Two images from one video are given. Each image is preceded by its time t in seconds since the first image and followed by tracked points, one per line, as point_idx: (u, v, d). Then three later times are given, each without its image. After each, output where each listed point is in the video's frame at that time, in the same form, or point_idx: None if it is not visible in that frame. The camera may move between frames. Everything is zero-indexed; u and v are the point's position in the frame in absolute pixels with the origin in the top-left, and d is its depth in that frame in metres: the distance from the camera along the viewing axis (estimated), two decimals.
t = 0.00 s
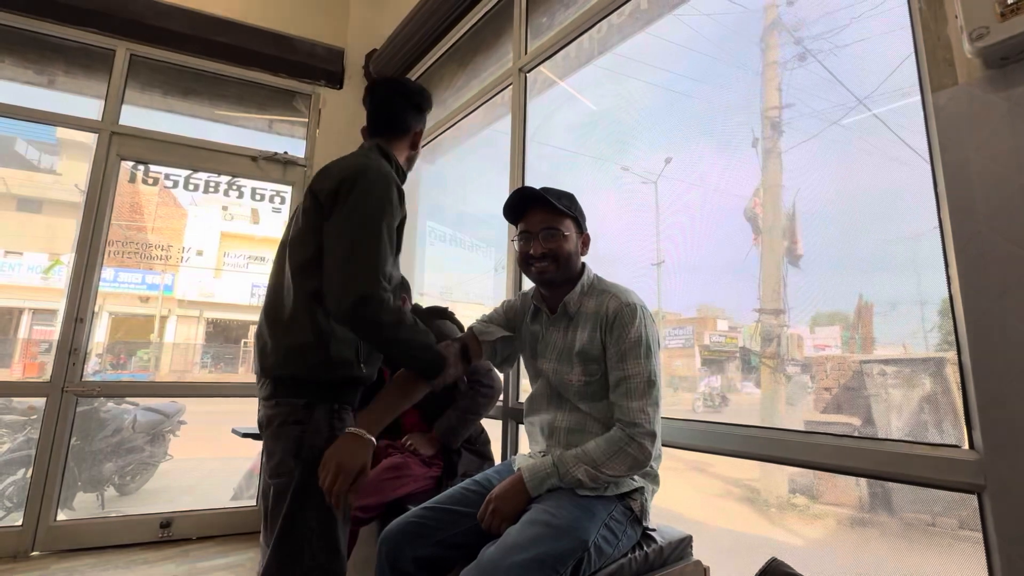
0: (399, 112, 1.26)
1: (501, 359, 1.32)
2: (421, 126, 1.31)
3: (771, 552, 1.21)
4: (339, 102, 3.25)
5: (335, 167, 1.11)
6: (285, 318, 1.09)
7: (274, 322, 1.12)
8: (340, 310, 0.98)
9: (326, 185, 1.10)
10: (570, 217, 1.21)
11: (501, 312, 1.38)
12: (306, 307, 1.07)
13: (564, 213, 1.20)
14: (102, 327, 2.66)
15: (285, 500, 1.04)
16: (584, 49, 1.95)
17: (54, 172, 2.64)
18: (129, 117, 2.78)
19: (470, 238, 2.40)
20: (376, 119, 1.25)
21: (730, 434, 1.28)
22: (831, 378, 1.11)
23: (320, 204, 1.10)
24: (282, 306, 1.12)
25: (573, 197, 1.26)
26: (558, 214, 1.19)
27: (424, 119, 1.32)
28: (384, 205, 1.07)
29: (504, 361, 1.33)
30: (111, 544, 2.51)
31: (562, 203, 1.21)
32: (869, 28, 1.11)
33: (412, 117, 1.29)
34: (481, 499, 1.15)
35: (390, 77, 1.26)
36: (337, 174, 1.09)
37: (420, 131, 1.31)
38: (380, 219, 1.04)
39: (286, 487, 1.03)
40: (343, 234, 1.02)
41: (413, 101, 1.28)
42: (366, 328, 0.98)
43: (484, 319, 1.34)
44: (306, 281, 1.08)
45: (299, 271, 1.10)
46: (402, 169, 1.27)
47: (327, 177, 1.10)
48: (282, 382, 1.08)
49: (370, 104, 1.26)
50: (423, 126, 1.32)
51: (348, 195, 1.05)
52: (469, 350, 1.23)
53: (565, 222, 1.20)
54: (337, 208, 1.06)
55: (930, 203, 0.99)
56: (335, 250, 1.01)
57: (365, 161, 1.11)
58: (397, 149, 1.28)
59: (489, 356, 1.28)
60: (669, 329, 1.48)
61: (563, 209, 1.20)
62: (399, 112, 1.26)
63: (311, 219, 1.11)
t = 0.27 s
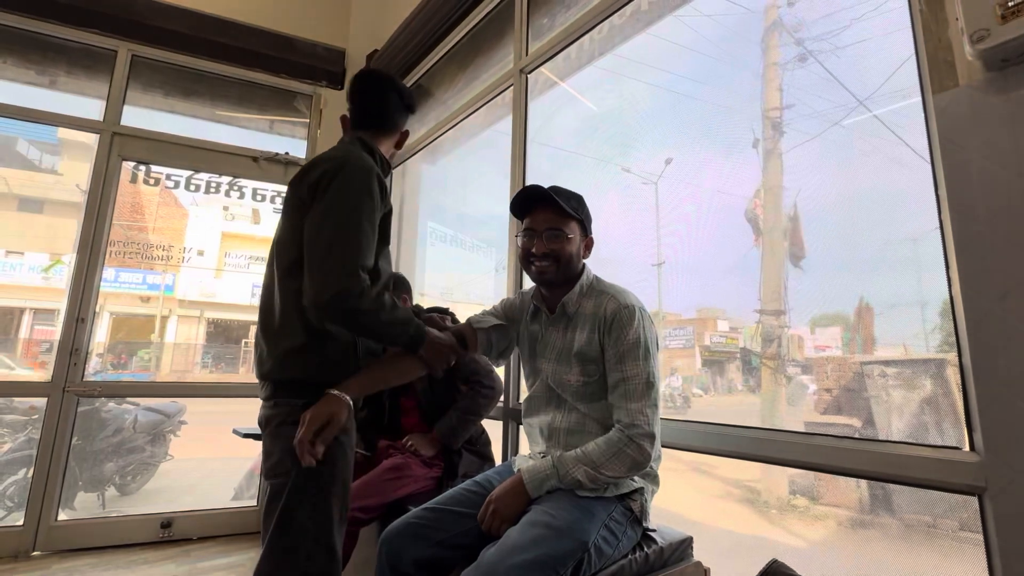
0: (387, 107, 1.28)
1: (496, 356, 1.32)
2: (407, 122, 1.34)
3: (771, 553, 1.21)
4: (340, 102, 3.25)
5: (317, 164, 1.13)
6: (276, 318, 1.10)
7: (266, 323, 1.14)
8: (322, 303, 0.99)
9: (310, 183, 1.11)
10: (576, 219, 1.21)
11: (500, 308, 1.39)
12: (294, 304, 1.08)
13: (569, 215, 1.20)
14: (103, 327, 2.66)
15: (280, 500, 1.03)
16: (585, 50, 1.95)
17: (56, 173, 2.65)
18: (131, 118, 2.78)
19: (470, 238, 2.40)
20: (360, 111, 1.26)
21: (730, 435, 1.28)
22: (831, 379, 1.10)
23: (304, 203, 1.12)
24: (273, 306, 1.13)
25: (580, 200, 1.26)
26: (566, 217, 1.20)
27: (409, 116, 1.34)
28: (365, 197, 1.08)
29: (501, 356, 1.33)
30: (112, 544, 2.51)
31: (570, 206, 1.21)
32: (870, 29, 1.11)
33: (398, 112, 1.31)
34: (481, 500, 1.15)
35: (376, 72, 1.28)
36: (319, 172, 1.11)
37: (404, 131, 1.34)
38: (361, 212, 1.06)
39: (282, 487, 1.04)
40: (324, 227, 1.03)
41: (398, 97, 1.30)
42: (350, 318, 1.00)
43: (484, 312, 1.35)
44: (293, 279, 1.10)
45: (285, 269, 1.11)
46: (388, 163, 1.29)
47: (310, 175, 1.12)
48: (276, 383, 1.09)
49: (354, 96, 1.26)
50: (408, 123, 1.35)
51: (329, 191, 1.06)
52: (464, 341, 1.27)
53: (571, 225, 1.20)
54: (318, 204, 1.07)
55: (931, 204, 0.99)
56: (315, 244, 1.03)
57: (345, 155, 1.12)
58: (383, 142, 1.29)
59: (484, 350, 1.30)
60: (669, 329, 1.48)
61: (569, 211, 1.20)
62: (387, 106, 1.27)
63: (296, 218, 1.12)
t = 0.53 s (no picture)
0: (384, 104, 1.28)
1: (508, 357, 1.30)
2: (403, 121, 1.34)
3: (771, 554, 1.21)
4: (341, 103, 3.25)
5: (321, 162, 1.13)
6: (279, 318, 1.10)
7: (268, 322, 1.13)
8: (329, 300, 0.99)
9: (315, 181, 1.11)
10: (574, 218, 1.21)
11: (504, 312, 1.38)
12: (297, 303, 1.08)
13: (567, 215, 1.20)
14: (104, 327, 2.66)
15: (283, 500, 1.04)
16: (586, 50, 1.95)
17: (57, 172, 2.65)
18: (132, 118, 2.78)
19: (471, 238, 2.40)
20: (357, 108, 1.26)
21: (731, 436, 1.28)
22: (832, 380, 1.10)
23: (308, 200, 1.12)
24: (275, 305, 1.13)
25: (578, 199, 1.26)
26: (563, 217, 1.20)
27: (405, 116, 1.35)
28: (370, 195, 1.08)
29: (512, 357, 1.31)
30: (112, 544, 2.51)
31: (567, 205, 1.22)
32: (872, 29, 1.11)
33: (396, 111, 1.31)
34: (482, 500, 1.15)
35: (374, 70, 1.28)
36: (323, 170, 1.11)
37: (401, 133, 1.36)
38: (366, 210, 1.06)
39: (285, 487, 1.04)
40: (329, 225, 1.03)
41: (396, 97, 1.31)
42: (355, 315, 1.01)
43: (493, 314, 1.33)
44: (296, 277, 1.09)
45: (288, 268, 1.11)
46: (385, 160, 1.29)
47: (314, 173, 1.12)
48: (279, 383, 1.09)
49: (350, 93, 1.25)
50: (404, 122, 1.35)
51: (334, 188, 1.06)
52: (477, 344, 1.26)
53: (568, 224, 1.20)
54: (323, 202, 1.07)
55: (933, 205, 0.99)
56: (320, 241, 1.03)
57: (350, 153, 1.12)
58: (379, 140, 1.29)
59: (495, 351, 1.27)
60: (669, 330, 1.48)
61: (567, 210, 1.20)
62: (383, 104, 1.28)
63: (299, 216, 1.12)
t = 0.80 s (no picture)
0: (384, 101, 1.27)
1: (519, 358, 1.27)
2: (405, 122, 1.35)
3: (772, 555, 1.21)
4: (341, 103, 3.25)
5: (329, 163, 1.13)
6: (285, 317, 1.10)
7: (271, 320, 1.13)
8: (337, 302, 1.00)
9: (322, 181, 1.12)
10: (548, 221, 1.19)
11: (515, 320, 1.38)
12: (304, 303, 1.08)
13: (537, 222, 1.18)
14: (105, 327, 2.67)
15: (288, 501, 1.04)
16: (587, 51, 1.95)
17: (58, 172, 2.65)
18: (133, 118, 2.78)
19: (472, 239, 2.40)
20: (358, 109, 1.27)
21: (732, 436, 1.28)
22: (833, 381, 1.10)
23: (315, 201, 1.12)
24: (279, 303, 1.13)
25: (564, 198, 1.22)
26: (535, 221, 1.19)
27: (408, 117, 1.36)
28: (377, 197, 1.09)
29: (524, 357, 1.28)
30: (113, 543, 2.51)
31: (541, 208, 1.19)
32: (872, 30, 1.11)
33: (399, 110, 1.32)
34: (483, 500, 1.15)
35: (377, 71, 1.30)
36: (330, 170, 1.11)
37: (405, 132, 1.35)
38: (374, 212, 1.07)
39: (289, 488, 1.04)
40: (337, 227, 1.04)
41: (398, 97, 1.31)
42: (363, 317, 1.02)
43: (498, 319, 1.31)
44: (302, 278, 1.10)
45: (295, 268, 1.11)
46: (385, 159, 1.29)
47: (321, 172, 1.12)
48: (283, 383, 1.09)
49: (353, 97, 1.27)
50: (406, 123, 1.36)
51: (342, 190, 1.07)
52: (483, 347, 1.24)
53: (540, 228, 1.19)
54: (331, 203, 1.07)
55: (935, 205, 0.99)
56: (329, 242, 1.04)
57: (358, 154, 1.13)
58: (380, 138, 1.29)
59: (503, 351, 1.25)
60: (670, 330, 1.48)
61: (534, 218, 1.19)
62: (384, 100, 1.27)
63: (305, 217, 1.12)
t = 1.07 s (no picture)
0: (375, 109, 1.29)
1: (528, 360, 1.25)
2: (405, 117, 1.28)
3: (772, 555, 1.21)
4: (342, 103, 3.25)
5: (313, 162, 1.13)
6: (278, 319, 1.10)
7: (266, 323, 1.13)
8: (314, 298, 1.00)
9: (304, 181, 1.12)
10: (532, 232, 1.16)
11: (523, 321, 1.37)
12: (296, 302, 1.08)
13: (521, 236, 1.17)
14: (106, 326, 2.67)
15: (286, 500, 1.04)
16: (588, 50, 1.95)
17: (59, 171, 2.65)
18: (134, 117, 2.78)
19: (472, 238, 2.40)
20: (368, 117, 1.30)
21: (732, 436, 1.28)
22: (834, 381, 1.10)
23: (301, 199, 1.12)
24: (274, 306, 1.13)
25: (550, 202, 1.19)
26: (519, 234, 1.17)
27: (411, 113, 1.29)
28: (354, 188, 1.07)
29: (533, 357, 1.25)
30: (113, 543, 2.51)
31: (525, 219, 1.17)
32: (874, 30, 1.11)
33: (393, 109, 1.28)
34: (483, 500, 1.15)
35: (406, 88, 1.31)
36: (313, 168, 1.11)
37: (404, 124, 1.27)
38: (351, 204, 1.06)
39: (287, 488, 1.04)
40: (316, 221, 1.04)
41: (394, 98, 1.28)
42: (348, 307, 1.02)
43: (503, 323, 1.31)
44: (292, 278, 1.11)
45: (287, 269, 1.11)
46: (381, 158, 1.24)
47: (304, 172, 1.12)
48: (283, 384, 1.09)
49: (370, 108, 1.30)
50: (408, 118, 1.28)
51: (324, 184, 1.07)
52: (487, 351, 1.22)
53: (525, 241, 1.17)
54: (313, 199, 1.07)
55: (936, 205, 0.99)
56: (312, 237, 1.03)
57: (339, 150, 1.13)
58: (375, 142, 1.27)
59: (509, 353, 1.22)
60: (671, 330, 1.48)
61: (518, 232, 1.17)
62: (375, 109, 1.29)
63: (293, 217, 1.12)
